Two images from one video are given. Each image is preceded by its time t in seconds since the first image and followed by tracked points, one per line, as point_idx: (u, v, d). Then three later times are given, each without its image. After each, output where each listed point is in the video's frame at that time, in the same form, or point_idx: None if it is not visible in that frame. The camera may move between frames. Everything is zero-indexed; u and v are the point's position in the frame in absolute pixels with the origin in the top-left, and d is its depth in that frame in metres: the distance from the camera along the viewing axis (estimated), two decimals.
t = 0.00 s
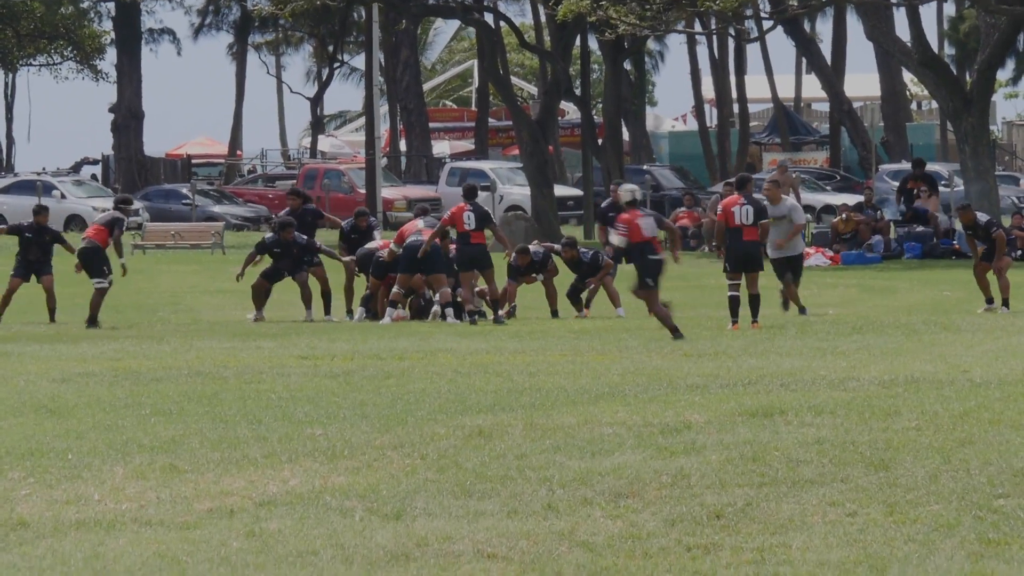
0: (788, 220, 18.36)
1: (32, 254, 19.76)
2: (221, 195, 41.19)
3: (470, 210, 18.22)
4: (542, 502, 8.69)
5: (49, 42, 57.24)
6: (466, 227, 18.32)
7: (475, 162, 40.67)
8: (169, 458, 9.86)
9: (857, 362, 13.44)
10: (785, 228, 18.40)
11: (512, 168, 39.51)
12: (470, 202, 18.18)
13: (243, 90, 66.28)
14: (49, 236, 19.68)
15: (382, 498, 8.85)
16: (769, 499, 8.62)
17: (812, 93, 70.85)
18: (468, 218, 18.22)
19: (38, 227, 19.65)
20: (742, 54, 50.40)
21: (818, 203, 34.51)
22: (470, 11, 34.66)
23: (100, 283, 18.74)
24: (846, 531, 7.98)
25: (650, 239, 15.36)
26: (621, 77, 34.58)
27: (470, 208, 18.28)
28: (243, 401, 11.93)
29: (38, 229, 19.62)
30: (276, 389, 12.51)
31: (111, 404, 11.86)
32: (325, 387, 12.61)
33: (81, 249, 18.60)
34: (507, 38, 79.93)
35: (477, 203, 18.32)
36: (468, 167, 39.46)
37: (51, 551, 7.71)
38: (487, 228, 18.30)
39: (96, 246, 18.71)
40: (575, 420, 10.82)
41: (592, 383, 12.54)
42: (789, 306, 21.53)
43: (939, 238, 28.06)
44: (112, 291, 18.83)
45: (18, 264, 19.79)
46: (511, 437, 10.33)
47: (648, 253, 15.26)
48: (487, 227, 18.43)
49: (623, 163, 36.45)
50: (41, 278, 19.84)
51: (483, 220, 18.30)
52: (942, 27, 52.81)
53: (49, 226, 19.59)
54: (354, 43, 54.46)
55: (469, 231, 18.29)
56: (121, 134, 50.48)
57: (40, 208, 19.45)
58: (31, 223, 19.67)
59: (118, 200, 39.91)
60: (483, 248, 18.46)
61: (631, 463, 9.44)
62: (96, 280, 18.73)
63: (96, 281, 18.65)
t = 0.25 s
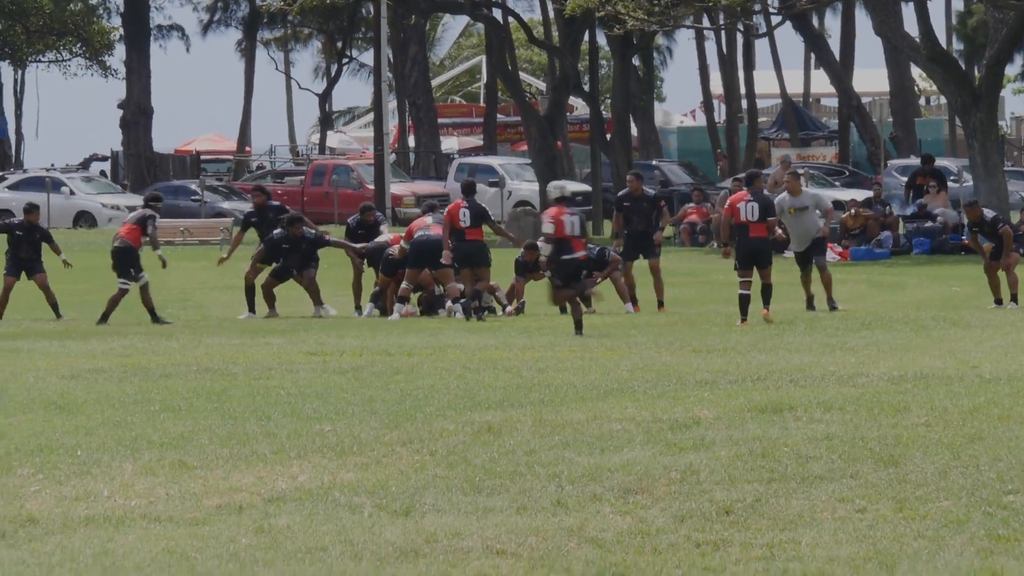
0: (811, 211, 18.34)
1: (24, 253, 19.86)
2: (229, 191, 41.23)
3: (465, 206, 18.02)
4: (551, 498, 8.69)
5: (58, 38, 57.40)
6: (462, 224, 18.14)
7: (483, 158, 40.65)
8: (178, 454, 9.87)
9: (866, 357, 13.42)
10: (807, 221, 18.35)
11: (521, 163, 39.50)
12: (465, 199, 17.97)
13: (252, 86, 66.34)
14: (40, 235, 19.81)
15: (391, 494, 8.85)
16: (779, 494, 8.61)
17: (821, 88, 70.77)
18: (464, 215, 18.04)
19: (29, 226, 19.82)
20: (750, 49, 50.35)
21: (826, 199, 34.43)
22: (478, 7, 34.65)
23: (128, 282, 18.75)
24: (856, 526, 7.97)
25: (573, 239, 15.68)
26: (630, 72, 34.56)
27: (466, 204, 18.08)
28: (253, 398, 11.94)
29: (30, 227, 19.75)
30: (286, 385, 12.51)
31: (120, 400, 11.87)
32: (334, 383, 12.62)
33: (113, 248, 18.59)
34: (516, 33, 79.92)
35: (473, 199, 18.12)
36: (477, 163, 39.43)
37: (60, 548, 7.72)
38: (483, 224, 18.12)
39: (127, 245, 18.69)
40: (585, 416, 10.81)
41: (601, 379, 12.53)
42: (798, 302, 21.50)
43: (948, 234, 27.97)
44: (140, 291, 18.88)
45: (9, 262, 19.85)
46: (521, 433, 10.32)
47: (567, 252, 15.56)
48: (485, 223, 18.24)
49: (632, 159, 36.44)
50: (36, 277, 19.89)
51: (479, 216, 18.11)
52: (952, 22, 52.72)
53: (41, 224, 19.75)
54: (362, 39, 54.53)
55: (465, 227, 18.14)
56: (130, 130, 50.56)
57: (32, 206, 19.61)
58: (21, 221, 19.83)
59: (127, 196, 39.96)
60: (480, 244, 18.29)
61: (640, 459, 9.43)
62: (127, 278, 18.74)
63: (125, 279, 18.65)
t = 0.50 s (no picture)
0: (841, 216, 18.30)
1: (45, 257, 19.93)
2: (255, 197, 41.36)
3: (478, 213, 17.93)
4: (578, 504, 8.71)
5: (84, 44, 57.74)
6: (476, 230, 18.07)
7: (509, 163, 40.67)
8: (206, 460, 9.92)
9: (893, 363, 13.40)
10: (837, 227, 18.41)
11: (547, 169, 39.52)
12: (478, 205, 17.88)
13: (278, 92, 66.53)
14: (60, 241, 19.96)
15: (418, 500, 8.88)
16: (806, 500, 8.61)
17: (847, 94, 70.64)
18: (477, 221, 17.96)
19: (49, 229, 19.94)
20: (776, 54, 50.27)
21: (853, 205, 34.37)
22: (504, 13, 34.69)
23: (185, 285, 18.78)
24: (884, 533, 7.97)
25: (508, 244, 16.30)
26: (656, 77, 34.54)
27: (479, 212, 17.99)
28: (280, 404, 11.99)
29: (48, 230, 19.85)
30: (312, 391, 12.56)
31: (147, 406, 11.93)
32: (360, 389, 12.66)
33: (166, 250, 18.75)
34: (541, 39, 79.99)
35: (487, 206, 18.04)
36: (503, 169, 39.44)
37: (89, 554, 7.78)
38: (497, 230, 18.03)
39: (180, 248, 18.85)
40: (612, 422, 10.83)
41: (628, 385, 12.54)
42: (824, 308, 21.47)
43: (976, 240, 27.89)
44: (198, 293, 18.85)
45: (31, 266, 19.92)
46: (547, 439, 10.34)
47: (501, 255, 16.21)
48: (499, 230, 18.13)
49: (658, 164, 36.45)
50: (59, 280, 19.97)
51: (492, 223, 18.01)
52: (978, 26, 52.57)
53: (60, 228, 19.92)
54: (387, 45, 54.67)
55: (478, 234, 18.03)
56: (156, 137, 50.78)
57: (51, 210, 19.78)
58: (41, 225, 19.97)
59: (153, 203, 40.12)
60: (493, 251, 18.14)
61: (667, 465, 9.44)
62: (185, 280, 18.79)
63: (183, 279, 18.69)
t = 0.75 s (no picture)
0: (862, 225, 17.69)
1: (71, 262, 20.01)
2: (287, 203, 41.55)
3: (494, 216, 17.67)
4: (608, 509, 8.73)
5: (115, 50, 58.18)
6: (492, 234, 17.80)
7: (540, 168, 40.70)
8: (236, 465, 9.98)
9: (924, 369, 13.35)
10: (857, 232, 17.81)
11: (578, 174, 39.54)
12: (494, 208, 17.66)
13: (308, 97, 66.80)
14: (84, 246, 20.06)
15: (448, 505, 8.91)
16: (837, 506, 8.60)
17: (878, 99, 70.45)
18: (493, 225, 17.69)
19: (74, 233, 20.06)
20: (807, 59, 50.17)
21: (884, 210, 34.25)
22: (535, 18, 34.73)
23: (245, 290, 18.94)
24: (913, 538, 7.96)
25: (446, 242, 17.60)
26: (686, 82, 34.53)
27: (495, 215, 17.73)
28: (310, 409, 12.04)
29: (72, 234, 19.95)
30: (343, 396, 12.60)
31: (178, 411, 12.00)
32: (390, 394, 12.71)
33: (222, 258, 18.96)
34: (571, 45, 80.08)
35: (503, 210, 17.79)
36: (533, 174, 39.45)
37: (119, 559, 7.84)
38: (512, 235, 17.74)
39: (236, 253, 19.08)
40: (642, 427, 10.84)
41: (658, 390, 12.54)
42: (855, 313, 21.42)
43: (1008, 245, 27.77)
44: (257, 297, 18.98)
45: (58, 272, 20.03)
46: (578, 444, 10.35)
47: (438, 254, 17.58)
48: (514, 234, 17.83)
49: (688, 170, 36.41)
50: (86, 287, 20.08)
51: (507, 226, 17.73)
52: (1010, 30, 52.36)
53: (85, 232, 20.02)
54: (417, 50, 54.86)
55: (493, 238, 17.74)
56: (186, 142, 51.07)
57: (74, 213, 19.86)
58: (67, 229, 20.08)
59: (184, 208, 40.32)
60: (508, 255, 17.79)
61: (697, 471, 9.44)
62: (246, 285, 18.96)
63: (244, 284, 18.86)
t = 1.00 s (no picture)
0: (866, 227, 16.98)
1: (93, 273, 20.03)
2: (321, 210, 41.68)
3: (507, 226, 17.82)
4: (642, 517, 8.74)
5: (150, 58, 58.56)
6: (506, 243, 17.99)
7: (573, 176, 40.69)
8: (270, 473, 10.03)
9: (959, 376, 13.29)
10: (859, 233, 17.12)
11: (612, 181, 39.51)
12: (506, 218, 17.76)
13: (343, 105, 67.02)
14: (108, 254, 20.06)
15: (482, 513, 8.93)
16: (871, 514, 8.58)
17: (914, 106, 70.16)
18: (506, 235, 17.86)
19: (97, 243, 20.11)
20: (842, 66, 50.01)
21: (919, 217, 34.11)
22: (569, 26, 34.76)
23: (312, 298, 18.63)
24: (949, 546, 7.93)
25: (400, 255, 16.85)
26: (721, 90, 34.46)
27: (508, 225, 17.89)
28: (344, 417, 12.09)
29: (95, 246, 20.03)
30: (376, 404, 12.65)
31: (212, 420, 12.07)
32: (423, 402, 12.74)
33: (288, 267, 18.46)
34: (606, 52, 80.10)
35: (516, 221, 17.91)
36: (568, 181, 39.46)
37: (154, 567, 7.90)
38: (525, 244, 17.91)
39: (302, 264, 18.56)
40: (677, 435, 10.83)
41: (691, 398, 12.53)
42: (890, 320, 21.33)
43: None
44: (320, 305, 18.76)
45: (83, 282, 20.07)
46: (611, 452, 10.36)
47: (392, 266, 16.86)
48: (527, 244, 18.00)
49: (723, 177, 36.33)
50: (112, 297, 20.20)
51: (520, 236, 17.88)
52: None
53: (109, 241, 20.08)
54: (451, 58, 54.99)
55: (508, 247, 17.96)
56: (220, 150, 51.32)
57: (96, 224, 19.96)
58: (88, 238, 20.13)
59: (218, 216, 40.52)
60: (525, 264, 18.04)
61: (731, 479, 9.43)
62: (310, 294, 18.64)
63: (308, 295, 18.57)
